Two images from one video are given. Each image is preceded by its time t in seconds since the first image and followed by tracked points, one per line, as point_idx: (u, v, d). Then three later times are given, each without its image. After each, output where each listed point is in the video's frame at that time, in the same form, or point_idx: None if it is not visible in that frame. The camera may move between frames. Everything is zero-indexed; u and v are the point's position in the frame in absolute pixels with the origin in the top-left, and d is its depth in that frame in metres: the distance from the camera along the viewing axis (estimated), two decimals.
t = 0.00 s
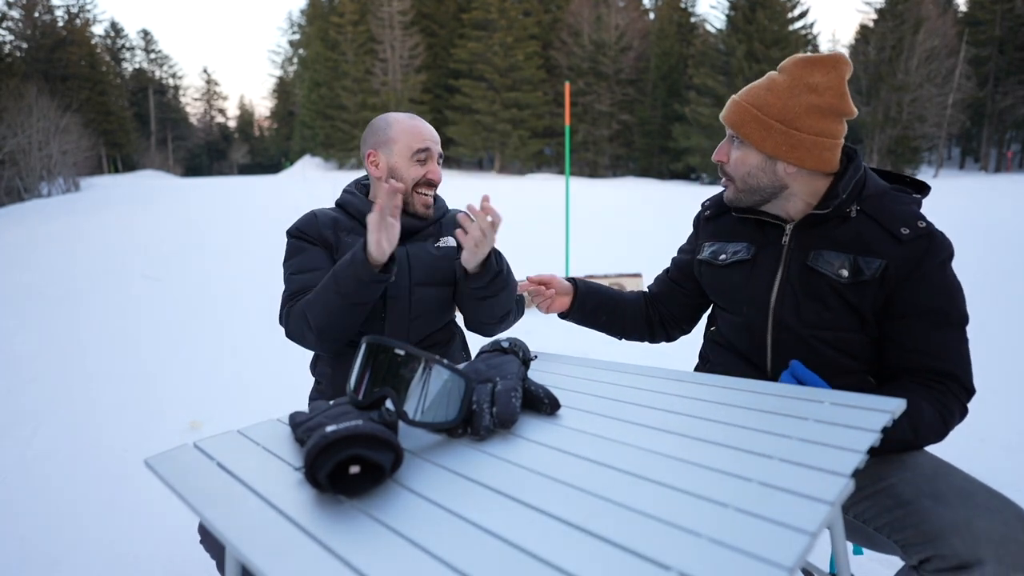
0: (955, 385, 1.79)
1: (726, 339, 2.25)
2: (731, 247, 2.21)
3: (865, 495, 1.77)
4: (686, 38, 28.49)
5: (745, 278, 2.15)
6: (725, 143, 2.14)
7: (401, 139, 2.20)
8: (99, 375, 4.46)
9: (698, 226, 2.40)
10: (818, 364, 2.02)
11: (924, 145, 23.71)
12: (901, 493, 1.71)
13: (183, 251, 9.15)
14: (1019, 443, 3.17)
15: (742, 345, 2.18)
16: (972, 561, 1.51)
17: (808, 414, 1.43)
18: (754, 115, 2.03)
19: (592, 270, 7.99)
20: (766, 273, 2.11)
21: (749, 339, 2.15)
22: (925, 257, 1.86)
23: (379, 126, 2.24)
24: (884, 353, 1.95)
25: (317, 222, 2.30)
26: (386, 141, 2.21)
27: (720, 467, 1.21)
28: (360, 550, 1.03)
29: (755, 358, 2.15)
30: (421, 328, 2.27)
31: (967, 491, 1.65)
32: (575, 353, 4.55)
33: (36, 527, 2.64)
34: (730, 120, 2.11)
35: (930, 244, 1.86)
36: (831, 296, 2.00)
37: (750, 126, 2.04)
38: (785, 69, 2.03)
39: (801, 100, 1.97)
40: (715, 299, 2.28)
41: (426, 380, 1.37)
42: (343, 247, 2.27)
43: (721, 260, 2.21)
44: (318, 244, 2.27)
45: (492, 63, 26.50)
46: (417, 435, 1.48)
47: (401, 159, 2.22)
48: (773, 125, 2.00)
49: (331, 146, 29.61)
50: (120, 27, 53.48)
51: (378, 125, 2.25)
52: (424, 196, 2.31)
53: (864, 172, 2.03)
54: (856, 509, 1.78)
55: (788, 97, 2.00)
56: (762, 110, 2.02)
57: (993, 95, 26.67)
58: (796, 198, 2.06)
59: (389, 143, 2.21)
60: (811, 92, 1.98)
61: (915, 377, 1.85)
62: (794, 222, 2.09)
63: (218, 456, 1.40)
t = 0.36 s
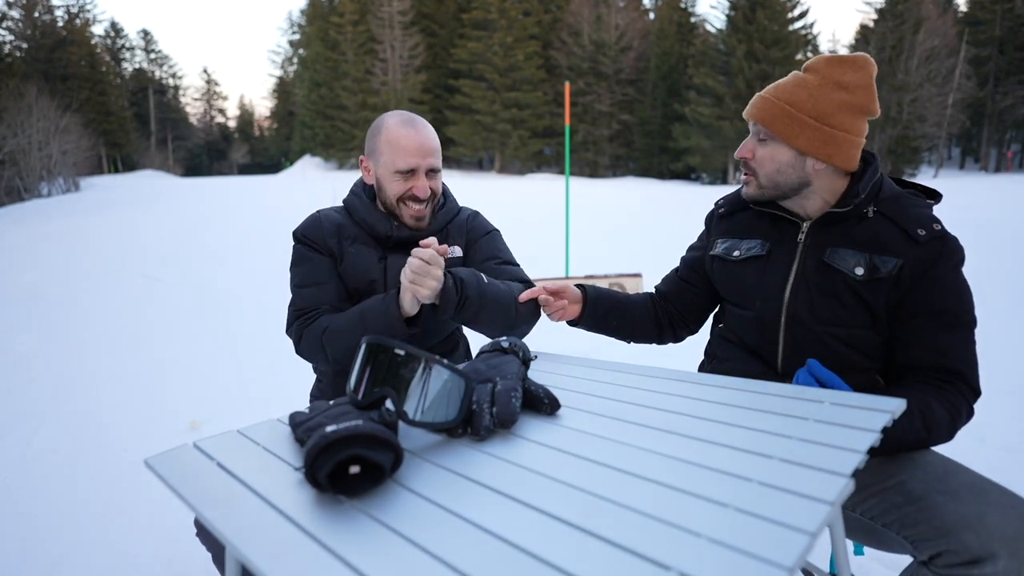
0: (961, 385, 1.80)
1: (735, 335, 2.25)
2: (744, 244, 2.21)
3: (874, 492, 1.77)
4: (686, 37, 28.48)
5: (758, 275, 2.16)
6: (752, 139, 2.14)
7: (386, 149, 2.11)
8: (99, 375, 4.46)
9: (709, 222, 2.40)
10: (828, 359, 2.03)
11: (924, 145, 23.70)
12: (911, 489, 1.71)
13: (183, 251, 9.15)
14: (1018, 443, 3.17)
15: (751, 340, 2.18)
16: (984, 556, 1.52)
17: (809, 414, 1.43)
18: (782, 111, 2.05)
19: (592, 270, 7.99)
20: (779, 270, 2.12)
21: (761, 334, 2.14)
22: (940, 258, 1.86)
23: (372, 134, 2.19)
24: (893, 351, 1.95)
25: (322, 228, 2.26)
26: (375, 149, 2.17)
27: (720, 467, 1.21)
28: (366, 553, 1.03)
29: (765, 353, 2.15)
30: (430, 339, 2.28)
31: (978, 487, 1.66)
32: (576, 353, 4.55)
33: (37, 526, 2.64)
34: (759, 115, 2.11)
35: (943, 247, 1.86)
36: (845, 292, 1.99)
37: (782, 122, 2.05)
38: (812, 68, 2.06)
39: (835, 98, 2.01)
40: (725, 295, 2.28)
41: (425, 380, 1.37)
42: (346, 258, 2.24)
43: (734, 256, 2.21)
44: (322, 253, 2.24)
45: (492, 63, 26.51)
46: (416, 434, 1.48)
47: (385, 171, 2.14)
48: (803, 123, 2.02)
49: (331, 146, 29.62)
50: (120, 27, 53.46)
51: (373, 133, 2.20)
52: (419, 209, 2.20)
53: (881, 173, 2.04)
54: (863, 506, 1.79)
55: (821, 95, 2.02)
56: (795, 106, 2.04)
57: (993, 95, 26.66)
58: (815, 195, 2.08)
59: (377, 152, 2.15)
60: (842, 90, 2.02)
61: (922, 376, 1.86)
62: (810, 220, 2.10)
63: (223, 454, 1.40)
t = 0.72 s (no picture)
0: (959, 374, 1.81)
1: (735, 335, 2.24)
2: (742, 244, 2.22)
3: (878, 489, 1.77)
4: (686, 37, 28.49)
5: (756, 272, 2.16)
6: (826, 131, 2.06)
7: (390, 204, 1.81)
8: (99, 375, 4.46)
9: (703, 225, 2.40)
10: (829, 355, 2.03)
11: (924, 145, 23.71)
12: (918, 486, 1.71)
13: (181, 251, 9.14)
14: (1019, 443, 3.16)
15: (753, 339, 2.17)
16: (993, 551, 1.51)
17: (811, 415, 1.42)
18: (853, 100, 2.07)
19: (592, 270, 7.98)
20: (777, 268, 2.12)
21: (763, 332, 2.13)
22: (933, 250, 1.90)
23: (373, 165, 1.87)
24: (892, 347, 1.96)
25: (320, 260, 2.16)
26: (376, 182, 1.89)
27: (722, 468, 1.21)
28: (367, 553, 1.02)
29: (766, 350, 2.14)
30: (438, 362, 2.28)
31: (984, 483, 1.66)
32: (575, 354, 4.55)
33: (37, 529, 2.62)
34: (836, 104, 2.06)
35: (936, 240, 1.90)
36: (844, 286, 2.01)
37: (859, 106, 2.09)
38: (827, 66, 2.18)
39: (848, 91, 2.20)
40: (722, 296, 2.27)
41: (427, 378, 1.37)
42: (350, 296, 2.15)
43: (732, 256, 2.22)
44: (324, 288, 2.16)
45: (492, 63, 26.51)
46: (417, 435, 1.47)
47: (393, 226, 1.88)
48: (864, 112, 2.11)
49: (331, 146, 29.63)
50: (120, 27, 53.49)
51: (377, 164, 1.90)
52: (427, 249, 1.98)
53: (872, 174, 2.10)
54: (867, 504, 1.77)
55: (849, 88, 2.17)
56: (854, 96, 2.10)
57: (993, 95, 26.65)
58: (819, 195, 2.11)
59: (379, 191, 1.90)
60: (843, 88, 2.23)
61: (921, 368, 1.87)
62: (805, 220, 2.12)
63: (219, 455, 1.40)
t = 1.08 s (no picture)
0: (952, 363, 1.83)
1: (729, 338, 2.22)
2: (729, 247, 2.21)
3: (890, 486, 1.75)
4: (686, 37, 28.48)
5: (747, 276, 2.15)
6: (783, 135, 2.10)
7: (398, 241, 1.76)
8: (99, 375, 4.46)
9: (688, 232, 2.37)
10: (826, 353, 2.03)
11: (924, 145, 23.70)
12: (932, 484, 1.70)
13: (181, 251, 9.13)
14: (1018, 442, 3.16)
15: (749, 341, 2.16)
16: (1008, 547, 1.51)
17: (819, 414, 1.41)
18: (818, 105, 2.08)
19: (592, 270, 7.97)
20: (768, 270, 2.12)
21: (759, 333, 2.12)
22: (918, 243, 1.93)
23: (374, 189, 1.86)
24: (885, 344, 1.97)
25: (322, 285, 2.13)
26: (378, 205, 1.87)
27: (728, 470, 1.20)
28: (368, 555, 1.01)
29: (762, 350, 2.14)
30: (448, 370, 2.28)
31: (999, 481, 1.66)
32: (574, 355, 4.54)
33: (37, 528, 2.62)
34: (796, 108, 2.08)
35: (920, 233, 1.93)
36: (836, 283, 2.02)
37: (825, 113, 2.08)
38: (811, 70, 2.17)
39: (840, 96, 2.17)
40: (714, 301, 2.26)
41: (428, 381, 1.36)
42: (357, 319, 2.13)
43: (722, 260, 2.20)
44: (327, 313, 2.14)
45: (492, 63, 26.50)
46: (416, 438, 1.46)
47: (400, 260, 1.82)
48: (835, 117, 2.09)
49: (331, 146, 29.63)
50: (120, 27, 53.47)
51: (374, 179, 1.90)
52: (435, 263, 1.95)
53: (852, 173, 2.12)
54: (876, 502, 1.77)
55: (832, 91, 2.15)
56: (825, 100, 2.10)
57: (993, 95, 26.65)
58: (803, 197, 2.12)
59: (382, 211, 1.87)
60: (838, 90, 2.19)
61: (917, 362, 1.87)
62: (792, 220, 2.11)
63: (216, 456, 1.40)
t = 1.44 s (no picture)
0: (943, 354, 1.85)
1: (721, 341, 2.20)
2: (716, 248, 2.18)
3: (901, 483, 1.75)
4: (686, 37, 28.49)
5: (736, 276, 2.13)
6: (721, 149, 2.14)
7: (366, 140, 2.16)
8: (99, 375, 4.45)
9: (674, 236, 2.34)
10: (820, 351, 2.02)
11: (924, 145, 23.68)
12: (941, 481, 1.70)
13: (181, 251, 9.12)
14: (1020, 442, 3.15)
15: (739, 340, 2.14)
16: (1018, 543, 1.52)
17: (816, 414, 1.41)
18: (748, 117, 2.08)
19: (592, 270, 7.97)
20: (756, 268, 2.10)
21: (749, 331, 2.10)
22: (900, 235, 1.94)
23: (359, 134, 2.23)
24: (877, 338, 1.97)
25: (311, 242, 2.23)
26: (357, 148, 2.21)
27: (724, 468, 1.20)
28: (370, 554, 1.01)
29: (755, 351, 2.12)
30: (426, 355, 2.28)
31: (1009, 476, 1.67)
32: (572, 355, 4.53)
33: (36, 528, 2.61)
34: (726, 125, 2.11)
35: (901, 225, 1.95)
36: (822, 279, 2.02)
37: (757, 128, 2.06)
38: (769, 81, 2.13)
39: (800, 106, 2.10)
40: (703, 302, 2.23)
41: (429, 379, 1.37)
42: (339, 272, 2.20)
43: (709, 261, 2.17)
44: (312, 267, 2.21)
45: (492, 63, 26.49)
46: (417, 436, 1.46)
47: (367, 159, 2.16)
48: (774, 128, 2.06)
49: (331, 146, 29.60)
50: (119, 27, 53.45)
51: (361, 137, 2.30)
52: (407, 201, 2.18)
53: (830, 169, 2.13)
54: (883, 499, 1.76)
55: (787, 103, 2.09)
56: (764, 113, 2.08)
57: (993, 95, 26.64)
58: (782, 195, 2.10)
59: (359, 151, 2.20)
60: (803, 99, 2.12)
61: (912, 358, 1.88)
62: (776, 218, 2.10)
63: (215, 456, 1.39)
